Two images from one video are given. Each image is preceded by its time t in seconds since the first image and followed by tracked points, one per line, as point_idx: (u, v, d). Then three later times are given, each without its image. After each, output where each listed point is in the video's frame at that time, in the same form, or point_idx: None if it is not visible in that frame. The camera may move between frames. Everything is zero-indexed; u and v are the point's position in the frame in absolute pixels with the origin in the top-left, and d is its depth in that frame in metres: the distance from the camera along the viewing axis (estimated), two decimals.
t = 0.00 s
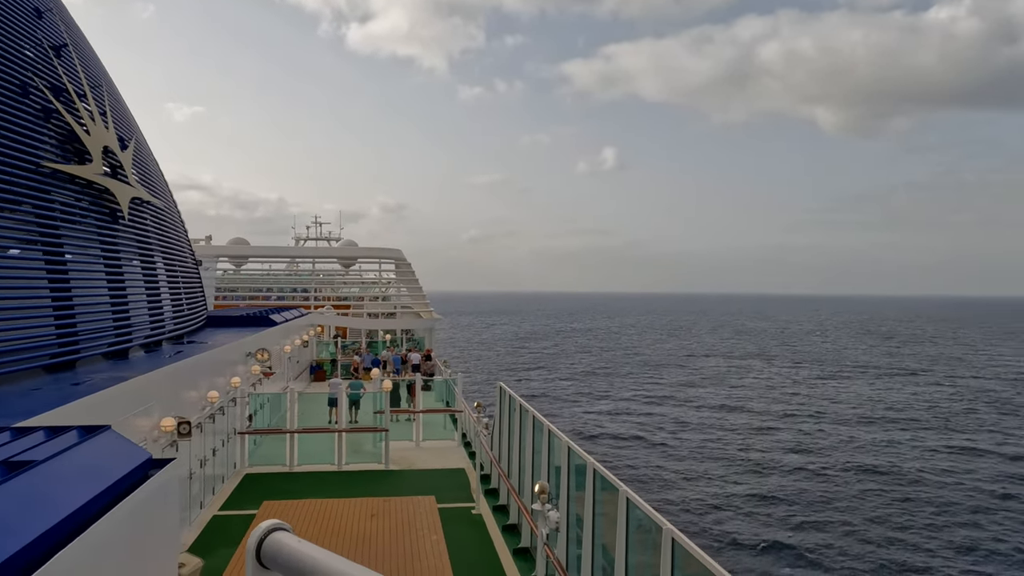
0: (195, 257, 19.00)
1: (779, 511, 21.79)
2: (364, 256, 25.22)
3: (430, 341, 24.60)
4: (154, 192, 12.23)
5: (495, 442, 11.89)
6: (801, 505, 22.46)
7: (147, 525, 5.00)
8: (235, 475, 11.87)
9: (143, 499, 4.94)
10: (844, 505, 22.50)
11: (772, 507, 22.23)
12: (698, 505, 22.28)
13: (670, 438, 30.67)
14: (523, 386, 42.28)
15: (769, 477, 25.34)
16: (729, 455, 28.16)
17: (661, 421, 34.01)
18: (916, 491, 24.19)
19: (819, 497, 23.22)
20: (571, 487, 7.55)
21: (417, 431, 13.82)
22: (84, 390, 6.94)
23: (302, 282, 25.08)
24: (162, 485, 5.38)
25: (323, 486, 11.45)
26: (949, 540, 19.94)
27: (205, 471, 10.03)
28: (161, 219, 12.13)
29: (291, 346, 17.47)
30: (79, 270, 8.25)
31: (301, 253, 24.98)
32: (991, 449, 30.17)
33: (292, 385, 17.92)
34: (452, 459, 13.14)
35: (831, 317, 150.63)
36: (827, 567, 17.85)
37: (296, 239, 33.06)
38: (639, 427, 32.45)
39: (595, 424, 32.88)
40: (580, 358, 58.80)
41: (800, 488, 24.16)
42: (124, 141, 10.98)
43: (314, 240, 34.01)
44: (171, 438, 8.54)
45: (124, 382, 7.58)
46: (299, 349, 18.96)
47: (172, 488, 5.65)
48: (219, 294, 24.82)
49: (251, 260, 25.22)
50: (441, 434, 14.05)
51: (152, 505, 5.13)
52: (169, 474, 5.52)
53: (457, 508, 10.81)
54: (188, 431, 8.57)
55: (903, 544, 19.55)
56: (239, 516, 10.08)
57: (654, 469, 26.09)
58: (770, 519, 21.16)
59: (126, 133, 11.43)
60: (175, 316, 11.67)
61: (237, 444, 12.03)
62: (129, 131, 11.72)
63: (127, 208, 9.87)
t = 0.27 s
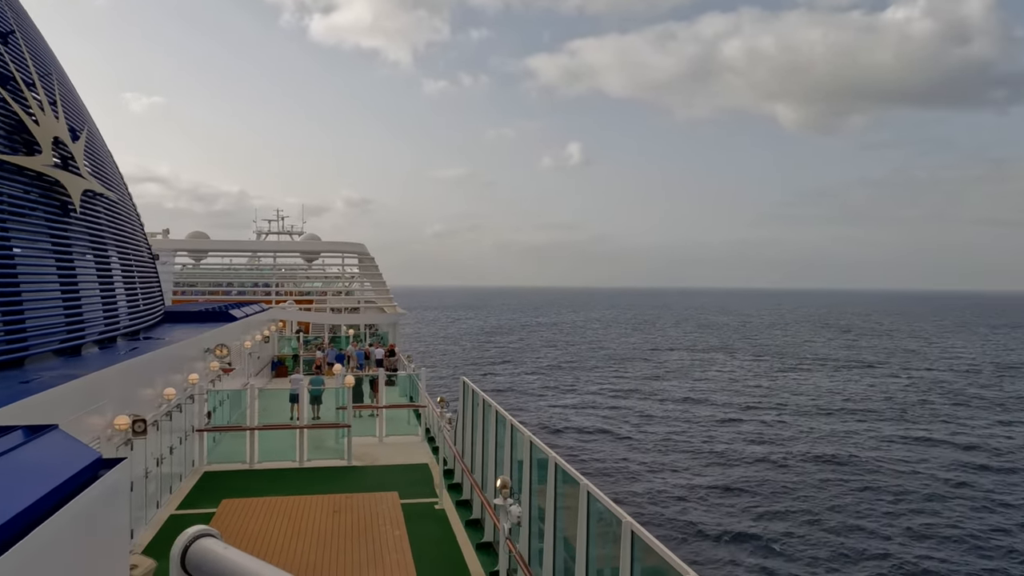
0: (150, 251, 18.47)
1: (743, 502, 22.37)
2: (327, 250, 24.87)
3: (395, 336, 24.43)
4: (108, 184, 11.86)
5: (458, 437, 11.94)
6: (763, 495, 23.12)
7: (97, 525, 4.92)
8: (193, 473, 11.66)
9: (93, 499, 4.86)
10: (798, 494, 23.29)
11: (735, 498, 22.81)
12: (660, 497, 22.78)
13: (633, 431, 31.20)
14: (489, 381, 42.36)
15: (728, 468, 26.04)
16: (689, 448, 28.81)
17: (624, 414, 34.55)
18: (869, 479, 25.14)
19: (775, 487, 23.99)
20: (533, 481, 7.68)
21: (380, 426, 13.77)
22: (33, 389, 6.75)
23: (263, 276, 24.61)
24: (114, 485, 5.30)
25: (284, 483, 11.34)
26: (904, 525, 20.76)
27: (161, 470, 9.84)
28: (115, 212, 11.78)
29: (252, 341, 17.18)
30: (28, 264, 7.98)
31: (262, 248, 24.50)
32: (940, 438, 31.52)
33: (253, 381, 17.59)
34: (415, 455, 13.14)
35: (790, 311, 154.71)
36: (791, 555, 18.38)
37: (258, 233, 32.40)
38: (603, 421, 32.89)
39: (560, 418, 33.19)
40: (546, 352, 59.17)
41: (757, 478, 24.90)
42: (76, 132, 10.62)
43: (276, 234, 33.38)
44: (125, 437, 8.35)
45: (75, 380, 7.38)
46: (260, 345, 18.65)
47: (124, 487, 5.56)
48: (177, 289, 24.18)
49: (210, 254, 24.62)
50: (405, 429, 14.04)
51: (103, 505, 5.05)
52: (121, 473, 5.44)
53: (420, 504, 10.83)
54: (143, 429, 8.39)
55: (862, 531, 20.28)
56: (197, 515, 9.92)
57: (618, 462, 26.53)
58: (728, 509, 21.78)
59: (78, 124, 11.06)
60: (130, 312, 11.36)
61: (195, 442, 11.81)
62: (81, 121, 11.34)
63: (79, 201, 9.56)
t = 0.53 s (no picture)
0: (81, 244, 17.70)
1: (688, 492, 23.18)
2: (270, 243, 24.30)
3: (341, 331, 24.14)
4: (36, 174, 11.35)
5: (404, 432, 12.02)
6: (707, 484, 24.03)
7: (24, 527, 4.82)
8: (129, 474, 11.35)
9: (18, 501, 4.76)
10: (735, 482, 24.38)
11: (682, 488, 23.61)
12: (605, 487, 23.44)
13: (580, 423, 31.87)
14: (438, 376, 42.32)
15: (669, 458, 26.98)
16: (633, 439, 29.68)
17: (571, 407, 35.23)
18: (806, 467, 26.44)
19: (713, 475, 25.03)
20: (478, 475, 7.88)
21: (325, 422, 13.71)
22: None
23: (203, 270, 23.87)
24: (42, 487, 5.19)
25: (225, 482, 11.17)
26: (843, 510, 21.78)
27: (94, 471, 9.55)
28: (44, 204, 11.27)
29: (191, 337, 16.72)
30: None
31: (202, 241, 23.75)
32: (870, 425, 33.40)
33: (193, 378, 17.13)
34: (361, 451, 13.14)
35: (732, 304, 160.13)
36: (732, 541, 19.22)
37: (198, 225, 31.34)
38: (551, 414, 33.44)
39: (509, 411, 33.56)
40: (496, 346, 59.48)
41: (697, 467, 25.91)
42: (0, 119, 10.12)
43: (218, 227, 32.36)
44: (54, 437, 8.08)
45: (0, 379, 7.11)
46: (200, 341, 18.15)
47: (52, 489, 5.45)
48: (110, 284, 23.20)
49: (147, 247, 23.71)
50: (350, 425, 14.02)
51: (29, 508, 4.94)
52: (49, 475, 5.33)
53: (365, 500, 10.88)
54: (74, 429, 8.14)
55: (805, 516, 21.22)
56: (132, 516, 9.68)
57: (565, 454, 27.09)
58: (668, 498, 22.62)
59: (3, 110, 10.53)
60: (60, 308, 10.93)
61: (131, 441, 11.48)
62: (6, 107, 10.80)
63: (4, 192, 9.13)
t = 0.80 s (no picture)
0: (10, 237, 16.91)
1: (637, 483, 23.94)
2: (213, 237, 23.68)
3: (288, 326, 23.78)
4: None
5: (353, 428, 12.08)
6: (655, 475, 24.85)
7: None
8: (64, 475, 11.03)
9: None
10: (679, 471, 25.33)
11: (630, 478, 24.37)
12: (554, 479, 23.99)
13: (531, 416, 32.38)
14: (390, 371, 42.11)
15: (617, 449, 27.78)
16: (583, 431, 30.38)
17: (522, 400, 35.70)
18: (749, 456, 27.61)
19: (658, 465, 25.95)
20: (429, 469, 8.09)
21: (272, 420, 13.59)
22: None
23: (143, 264, 23.09)
24: None
25: (167, 482, 11.00)
26: (788, 497, 22.82)
27: (26, 473, 9.27)
28: None
29: (130, 333, 16.24)
30: None
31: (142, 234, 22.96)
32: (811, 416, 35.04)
33: (132, 376, 16.65)
34: (309, 448, 13.11)
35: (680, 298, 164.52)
36: (681, 530, 20.01)
37: (138, 218, 30.21)
38: (502, 407, 33.82)
39: (461, 406, 33.78)
40: (448, 341, 59.48)
41: (643, 457, 26.79)
42: None
43: (158, 219, 31.26)
44: None
45: None
46: (139, 337, 17.62)
47: None
48: (42, 278, 22.20)
49: (82, 241, 22.75)
50: (298, 422, 13.91)
51: None
52: None
53: (314, 497, 10.93)
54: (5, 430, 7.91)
55: (753, 505, 22.10)
56: (69, 519, 9.46)
57: (516, 447, 27.53)
58: (615, 488, 23.34)
59: None
60: None
61: (66, 441, 11.14)
62: None
63: None
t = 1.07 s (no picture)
0: None
1: (588, 473, 24.65)
2: (152, 228, 22.89)
3: (232, 320, 23.26)
4: None
5: (299, 423, 12.09)
6: (604, 464, 25.61)
7: None
8: None
9: None
10: (625, 460, 26.18)
11: (582, 469, 25.07)
12: (505, 471, 24.46)
13: (482, 409, 32.73)
14: (340, 365, 41.66)
15: (566, 439, 28.47)
16: (533, 422, 30.96)
17: (473, 393, 36.01)
18: (697, 444, 28.74)
19: (605, 455, 26.75)
20: (377, 464, 8.28)
21: (215, 416, 13.45)
22: None
23: (77, 257, 22.17)
24: None
25: (105, 482, 10.79)
26: (737, 484, 23.93)
27: None
28: None
29: (64, 329, 15.66)
30: None
31: (76, 225, 22.03)
32: (755, 404, 36.64)
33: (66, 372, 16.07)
34: (254, 444, 13.05)
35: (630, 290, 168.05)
36: (632, 518, 20.82)
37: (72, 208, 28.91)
38: (454, 400, 34.07)
39: (412, 399, 33.84)
40: (399, 334, 59.17)
41: (590, 447, 27.55)
42: None
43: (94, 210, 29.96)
44: None
45: None
46: (74, 332, 16.99)
47: None
48: None
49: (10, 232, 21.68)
50: (241, 418, 13.82)
51: None
52: None
53: (259, 495, 10.94)
54: None
55: (701, 492, 23.06)
56: None
57: (468, 439, 27.86)
58: (563, 478, 23.99)
59: None
60: None
61: None
62: None
63: None
